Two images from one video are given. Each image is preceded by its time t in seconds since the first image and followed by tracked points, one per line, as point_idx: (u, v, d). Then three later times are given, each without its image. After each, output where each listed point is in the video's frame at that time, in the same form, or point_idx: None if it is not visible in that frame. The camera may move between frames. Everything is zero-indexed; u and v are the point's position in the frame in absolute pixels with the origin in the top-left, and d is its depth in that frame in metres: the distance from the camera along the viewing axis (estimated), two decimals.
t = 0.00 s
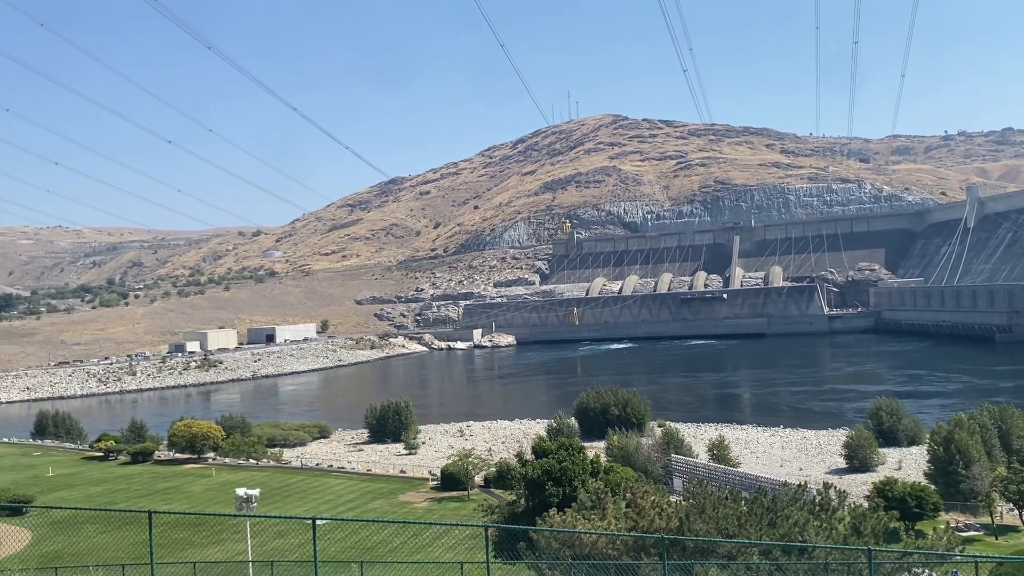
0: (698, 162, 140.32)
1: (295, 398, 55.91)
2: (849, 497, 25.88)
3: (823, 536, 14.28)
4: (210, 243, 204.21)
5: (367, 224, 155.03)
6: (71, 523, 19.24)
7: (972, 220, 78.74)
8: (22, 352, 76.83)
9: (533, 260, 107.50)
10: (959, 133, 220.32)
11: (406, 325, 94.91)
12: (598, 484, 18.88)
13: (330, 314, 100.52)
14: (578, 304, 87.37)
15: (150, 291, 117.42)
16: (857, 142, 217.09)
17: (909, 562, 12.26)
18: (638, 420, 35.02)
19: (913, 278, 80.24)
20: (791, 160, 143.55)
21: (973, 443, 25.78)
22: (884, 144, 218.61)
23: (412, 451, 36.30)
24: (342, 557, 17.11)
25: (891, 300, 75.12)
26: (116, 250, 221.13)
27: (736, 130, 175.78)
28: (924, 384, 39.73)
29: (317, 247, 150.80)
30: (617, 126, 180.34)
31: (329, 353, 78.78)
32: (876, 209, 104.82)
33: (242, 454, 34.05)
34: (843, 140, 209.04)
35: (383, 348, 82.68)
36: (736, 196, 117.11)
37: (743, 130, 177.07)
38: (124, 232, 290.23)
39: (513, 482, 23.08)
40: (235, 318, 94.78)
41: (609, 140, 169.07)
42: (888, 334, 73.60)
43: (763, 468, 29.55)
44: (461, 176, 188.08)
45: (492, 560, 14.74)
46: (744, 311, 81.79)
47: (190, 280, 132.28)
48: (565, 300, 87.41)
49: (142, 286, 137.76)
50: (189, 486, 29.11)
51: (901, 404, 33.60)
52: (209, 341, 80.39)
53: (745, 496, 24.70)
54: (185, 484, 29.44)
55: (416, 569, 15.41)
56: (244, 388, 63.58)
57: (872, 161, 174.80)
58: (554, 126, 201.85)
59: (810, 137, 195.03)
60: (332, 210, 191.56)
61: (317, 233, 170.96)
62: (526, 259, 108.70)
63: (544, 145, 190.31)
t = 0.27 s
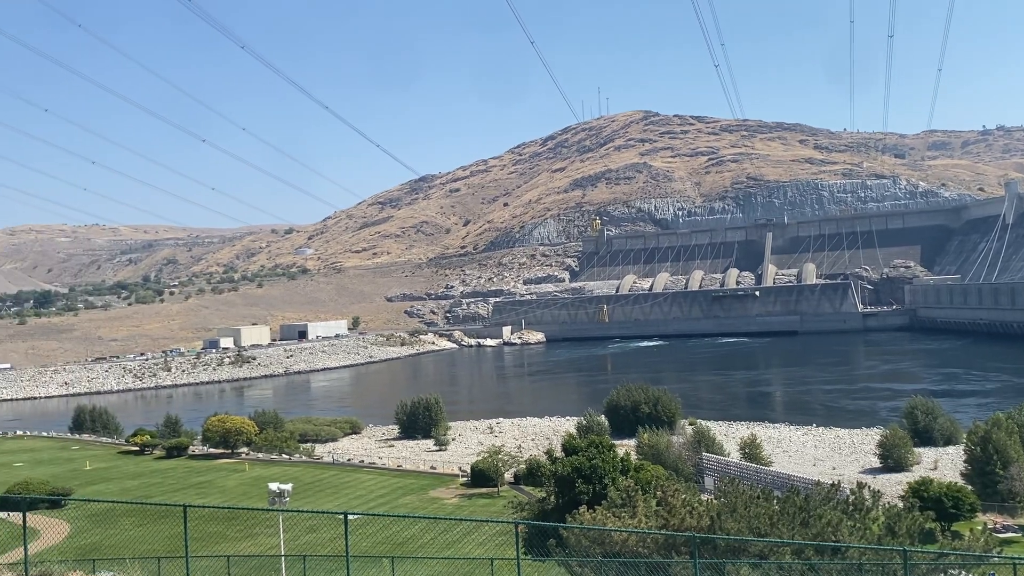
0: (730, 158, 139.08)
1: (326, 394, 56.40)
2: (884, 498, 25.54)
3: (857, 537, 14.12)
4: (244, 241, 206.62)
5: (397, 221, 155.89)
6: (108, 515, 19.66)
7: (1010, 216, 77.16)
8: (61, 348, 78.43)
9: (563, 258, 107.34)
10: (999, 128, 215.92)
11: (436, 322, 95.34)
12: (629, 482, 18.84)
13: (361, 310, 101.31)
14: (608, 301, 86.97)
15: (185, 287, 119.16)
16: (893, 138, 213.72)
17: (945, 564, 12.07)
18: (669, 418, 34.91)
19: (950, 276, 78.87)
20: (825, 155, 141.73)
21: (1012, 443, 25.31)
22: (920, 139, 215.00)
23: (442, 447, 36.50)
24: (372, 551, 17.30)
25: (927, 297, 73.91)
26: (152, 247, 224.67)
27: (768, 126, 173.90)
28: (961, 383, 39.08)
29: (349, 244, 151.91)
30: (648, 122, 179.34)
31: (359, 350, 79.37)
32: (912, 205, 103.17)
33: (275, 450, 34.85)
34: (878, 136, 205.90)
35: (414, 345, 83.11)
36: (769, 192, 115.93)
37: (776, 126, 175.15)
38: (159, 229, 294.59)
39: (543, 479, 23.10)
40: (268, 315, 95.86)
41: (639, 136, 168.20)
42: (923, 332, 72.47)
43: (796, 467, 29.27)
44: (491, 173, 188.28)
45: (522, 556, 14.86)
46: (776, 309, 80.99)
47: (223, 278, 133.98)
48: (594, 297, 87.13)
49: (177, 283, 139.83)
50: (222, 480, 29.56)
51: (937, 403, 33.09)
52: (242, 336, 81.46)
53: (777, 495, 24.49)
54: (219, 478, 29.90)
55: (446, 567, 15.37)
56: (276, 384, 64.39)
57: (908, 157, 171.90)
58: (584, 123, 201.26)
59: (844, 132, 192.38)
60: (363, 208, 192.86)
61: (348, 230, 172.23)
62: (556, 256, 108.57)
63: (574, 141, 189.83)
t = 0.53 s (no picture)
0: (764, 153, 137.61)
1: (359, 389, 56.89)
2: (920, 497, 25.17)
3: (893, 537, 13.96)
4: (278, 238, 208.89)
5: (429, 218, 156.52)
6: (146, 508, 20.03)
7: None
8: (99, 343, 79.89)
9: (594, 254, 107.05)
10: None
11: (467, 319, 95.65)
12: (661, 479, 18.78)
13: (392, 307, 101.93)
14: (640, 297, 86.53)
15: (220, 284, 120.75)
16: (931, 132, 209.91)
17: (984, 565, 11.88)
18: (701, 416, 34.75)
19: (990, 272, 77.32)
20: (861, 150, 139.72)
21: None
22: (959, 133, 210.95)
23: (474, 443, 36.64)
24: (405, 546, 17.46)
25: (965, 294, 72.55)
26: (188, 244, 228.13)
27: (803, 120, 171.76)
28: (1000, 381, 38.36)
29: (380, 241, 152.89)
30: (680, 117, 178.06)
31: (391, 346, 79.89)
32: (950, 201, 101.28)
33: (309, 444, 35.28)
34: (916, 130, 202.39)
35: (445, 341, 83.50)
36: (803, 188, 114.58)
37: (811, 120, 172.92)
38: (195, 226, 298.98)
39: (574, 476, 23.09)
40: (301, 311, 96.86)
41: (672, 132, 167.08)
42: (962, 329, 71.20)
43: (830, 465, 28.94)
44: (522, 170, 188.24)
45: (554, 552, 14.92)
46: (811, 306, 80.13)
47: (258, 274, 135.60)
48: (626, 294, 86.80)
49: (212, 280, 141.79)
50: (257, 474, 29.99)
51: (976, 402, 32.51)
52: (276, 332, 82.37)
53: (812, 494, 24.27)
54: (253, 473, 30.32)
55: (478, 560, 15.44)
56: (309, 380, 65.06)
57: (947, 152, 168.76)
58: (616, 119, 200.38)
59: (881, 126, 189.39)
60: (395, 205, 193.96)
61: (380, 227, 173.33)
62: (587, 253, 108.31)
63: (605, 137, 189.10)
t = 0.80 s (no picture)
0: (801, 148, 135.84)
1: (393, 385, 57.32)
2: (960, 497, 24.75)
3: (932, 536, 13.77)
4: (313, 234, 211.02)
5: (462, 214, 157.02)
6: (186, 500, 20.42)
7: None
8: (139, 338, 81.41)
9: (628, 250, 106.60)
10: None
11: (500, 315, 95.84)
12: (695, 476, 18.70)
13: (426, 303, 102.48)
14: (674, 294, 85.86)
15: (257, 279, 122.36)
16: (973, 125, 205.58)
17: None
18: (736, 413, 34.52)
19: None
20: (900, 144, 137.34)
21: None
22: (1003, 125, 206.36)
23: (507, 439, 36.74)
24: (439, 540, 17.60)
25: (1008, 291, 71.02)
26: (225, 240, 231.43)
27: (840, 114, 169.23)
28: None
29: (414, 237, 153.75)
30: (715, 112, 176.45)
31: (425, 341, 80.32)
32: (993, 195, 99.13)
33: (344, 439, 35.60)
34: (957, 123, 198.37)
35: (478, 337, 83.76)
36: (841, 182, 112.94)
37: (849, 114, 170.31)
38: (232, 223, 303.18)
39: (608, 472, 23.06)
40: (336, 307, 97.78)
41: (707, 126, 165.63)
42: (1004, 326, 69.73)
43: (868, 464, 28.55)
44: (555, 166, 187.96)
45: (587, 548, 14.96)
46: (848, 302, 79.01)
47: (294, 270, 137.16)
48: (660, 290, 86.35)
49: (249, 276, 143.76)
50: (292, 468, 30.39)
51: (1018, 401, 31.86)
52: (311, 328, 83.28)
53: (848, 492, 23.99)
54: (289, 467, 30.72)
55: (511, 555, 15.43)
56: (344, 375, 65.71)
57: (990, 145, 165.05)
58: (650, 114, 199.16)
59: (921, 120, 185.89)
60: (429, 201, 194.87)
61: (413, 223, 174.29)
62: (621, 249, 107.88)
63: (639, 132, 188.07)
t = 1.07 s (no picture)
0: (840, 141, 133.77)
1: (429, 380, 57.81)
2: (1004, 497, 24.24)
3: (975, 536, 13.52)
4: (349, 230, 212.96)
5: (496, 210, 157.32)
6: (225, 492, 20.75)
7: None
8: (180, 333, 82.90)
9: (663, 246, 105.96)
10: None
11: (535, 310, 95.89)
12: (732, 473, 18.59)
13: (461, 298, 102.87)
14: (710, 290, 85.53)
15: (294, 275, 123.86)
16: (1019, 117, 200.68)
17: None
18: (774, 410, 34.22)
19: None
20: (943, 137, 134.53)
21: None
22: None
23: (542, 435, 36.81)
24: (474, 535, 17.72)
25: None
26: (264, 236, 234.61)
27: (881, 107, 166.28)
28: None
29: (449, 233, 154.39)
30: (752, 105, 174.46)
31: (459, 337, 80.67)
32: None
33: (380, 433, 35.98)
34: (1003, 115, 193.78)
35: (512, 333, 83.89)
36: (881, 176, 111.07)
37: (890, 107, 167.24)
38: (270, 219, 307.08)
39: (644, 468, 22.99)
40: (372, 302, 98.61)
41: (744, 120, 163.83)
42: None
43: (908, 462, 28.10)
44: (590, 161, 187.37)
45: (623, 544, 14.94)
46: (888, 298, 77.88)
47: (330, 266, 138.54)
48: (696, 286, 85.91)
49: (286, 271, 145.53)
50: (329, 461, 30.83)
51: None
52: (348, 323, 84.09)
53: (888, 490, 23.66)
54: (326, 460, 31.11)
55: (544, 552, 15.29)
56: (380, 370, 66.27)
57: None
58: (686, 108, 197.53)
59: (965, 112, 181.87)
60: (463, 197, 195.49)
61: (448, 219, 175.02)
62: (656, 244, 107.27)
63: (675, 127, 186.66)
